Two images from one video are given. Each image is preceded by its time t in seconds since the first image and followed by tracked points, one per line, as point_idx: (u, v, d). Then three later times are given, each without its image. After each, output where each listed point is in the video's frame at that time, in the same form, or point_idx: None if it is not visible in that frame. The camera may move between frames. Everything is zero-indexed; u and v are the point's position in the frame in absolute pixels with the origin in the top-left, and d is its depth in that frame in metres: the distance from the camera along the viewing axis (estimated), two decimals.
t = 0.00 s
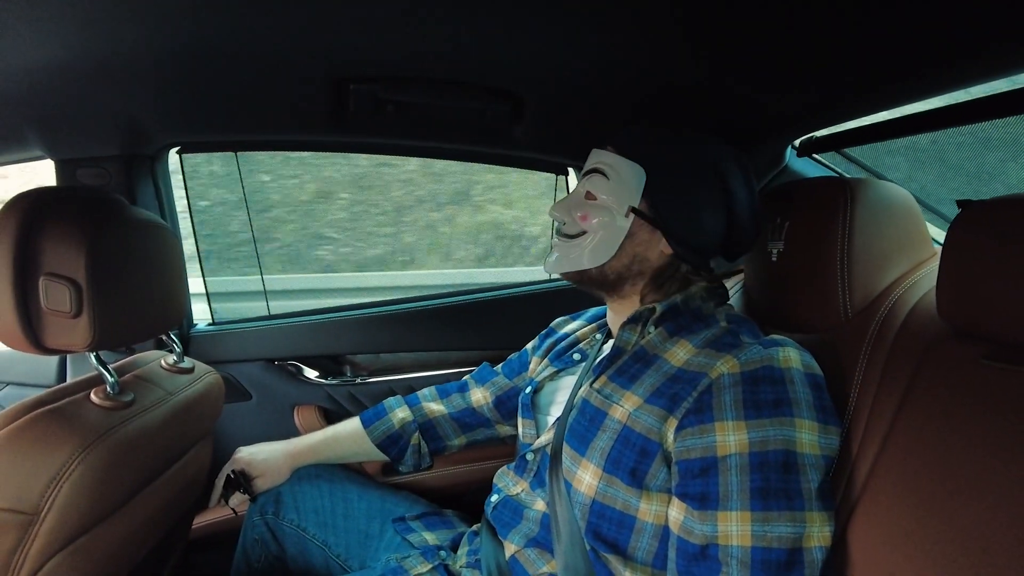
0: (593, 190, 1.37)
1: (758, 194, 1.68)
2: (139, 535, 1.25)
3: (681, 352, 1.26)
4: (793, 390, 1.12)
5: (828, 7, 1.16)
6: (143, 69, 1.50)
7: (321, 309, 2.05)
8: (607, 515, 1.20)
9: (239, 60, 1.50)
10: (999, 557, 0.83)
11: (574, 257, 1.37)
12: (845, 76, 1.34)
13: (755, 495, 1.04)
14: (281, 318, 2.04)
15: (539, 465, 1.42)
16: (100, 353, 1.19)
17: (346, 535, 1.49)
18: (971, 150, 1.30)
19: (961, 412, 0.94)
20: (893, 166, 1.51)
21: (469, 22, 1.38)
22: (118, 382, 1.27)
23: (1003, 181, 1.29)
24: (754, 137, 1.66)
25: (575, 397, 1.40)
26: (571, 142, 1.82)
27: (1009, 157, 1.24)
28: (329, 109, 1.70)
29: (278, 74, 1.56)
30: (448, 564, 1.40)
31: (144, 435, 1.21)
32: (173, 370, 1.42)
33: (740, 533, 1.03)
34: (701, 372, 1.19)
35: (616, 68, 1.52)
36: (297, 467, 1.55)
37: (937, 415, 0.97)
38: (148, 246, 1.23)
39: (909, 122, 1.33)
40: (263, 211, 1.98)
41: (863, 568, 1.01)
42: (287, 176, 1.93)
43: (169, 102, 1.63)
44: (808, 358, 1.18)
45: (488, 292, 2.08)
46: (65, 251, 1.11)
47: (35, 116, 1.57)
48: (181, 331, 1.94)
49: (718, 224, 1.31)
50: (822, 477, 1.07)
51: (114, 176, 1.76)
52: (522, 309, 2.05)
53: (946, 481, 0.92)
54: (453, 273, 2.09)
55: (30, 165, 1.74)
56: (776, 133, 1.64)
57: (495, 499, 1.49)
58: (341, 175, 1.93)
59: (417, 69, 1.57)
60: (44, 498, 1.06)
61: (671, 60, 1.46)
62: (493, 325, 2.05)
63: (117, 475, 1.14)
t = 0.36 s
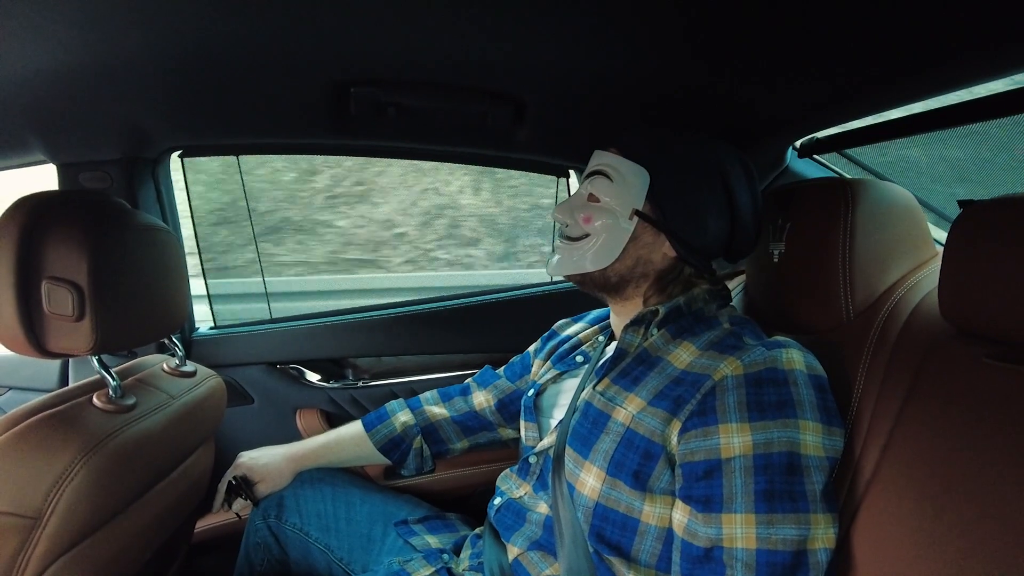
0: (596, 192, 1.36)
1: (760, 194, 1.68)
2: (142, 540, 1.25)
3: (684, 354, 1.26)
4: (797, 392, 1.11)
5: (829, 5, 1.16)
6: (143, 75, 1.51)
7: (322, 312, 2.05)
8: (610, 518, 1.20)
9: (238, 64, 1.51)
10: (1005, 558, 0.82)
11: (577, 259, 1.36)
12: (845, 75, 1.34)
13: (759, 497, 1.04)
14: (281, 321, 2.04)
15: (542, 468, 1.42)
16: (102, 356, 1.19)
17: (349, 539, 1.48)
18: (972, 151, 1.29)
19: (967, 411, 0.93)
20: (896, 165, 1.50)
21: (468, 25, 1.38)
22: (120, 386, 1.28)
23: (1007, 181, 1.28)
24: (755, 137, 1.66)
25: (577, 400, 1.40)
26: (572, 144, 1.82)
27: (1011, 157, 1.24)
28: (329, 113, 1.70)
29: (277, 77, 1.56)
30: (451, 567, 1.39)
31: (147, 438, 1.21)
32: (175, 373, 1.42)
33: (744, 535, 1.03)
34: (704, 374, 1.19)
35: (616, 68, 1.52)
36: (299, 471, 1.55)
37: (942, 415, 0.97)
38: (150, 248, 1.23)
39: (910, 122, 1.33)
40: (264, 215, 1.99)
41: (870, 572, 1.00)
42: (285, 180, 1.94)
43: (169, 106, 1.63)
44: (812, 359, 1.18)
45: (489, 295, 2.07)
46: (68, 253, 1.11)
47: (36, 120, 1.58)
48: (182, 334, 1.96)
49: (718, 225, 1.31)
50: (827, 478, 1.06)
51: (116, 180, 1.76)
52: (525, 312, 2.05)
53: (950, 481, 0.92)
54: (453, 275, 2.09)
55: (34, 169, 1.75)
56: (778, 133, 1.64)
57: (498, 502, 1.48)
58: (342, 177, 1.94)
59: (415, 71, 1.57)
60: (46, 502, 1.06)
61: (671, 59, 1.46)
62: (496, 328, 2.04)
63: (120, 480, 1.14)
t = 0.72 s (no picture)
0: (603, 200, 1.33)
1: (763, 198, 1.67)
2: (143, 546, 1.24)
3: (688, 358, 1.25)
4: (802, 396, 1.10)
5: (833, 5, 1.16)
6: (144, 79, 1.51)
7: (322, 317, 2.05)
8: (614, 524, 1.19)
9: (239, 68, 1.50)
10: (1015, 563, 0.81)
11: (589, 269, 1.32)
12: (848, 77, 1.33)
13: (765, 502, 1.03)
14: (282, 325, 2.04)
15: (545, 474, 1.41)
16: (102, 360, 1.19)
17: (352, 545, 1.46)
18: (977, 153, 1.29)
19: (976, 414, 0.92)
20: (901, 168, 1.49)
21: (470, 27, 1.38)
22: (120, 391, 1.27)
23: (1014, 182, 1.28)
24: (758, 140, 1.65)
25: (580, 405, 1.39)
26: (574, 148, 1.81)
27: (1017, 159, 1.23)
28: (331, 117, 1.69)
29: (277, 81, 1.56)
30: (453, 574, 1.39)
31: (147, 444, 1.20)
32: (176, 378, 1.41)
33: (750, 541, 1.02)
34: (709, 379, 1.18)
35: (619, 71, 1.51)
36: (301, 477, 1.53)
37: (951, 420, 0.95)
38: (152, 253, 1.22)
39: (915, 124, 1.32)
40: (264, 219, 1.98)
41: None
42: (285, 185, 1.92)
43: (170, 110, 1.63)
44: (817, 363, 1.17)
45: (490, 299, 2.06)
46: (69, 256, 1.10)
47: (37, 124, 1.58)
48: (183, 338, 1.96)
49: (720, 229, 1.31)
50: (833, 483, 1.05)
51: (117, 184, 1.75)
52: (527, 317, 2.04)
53: (959, 485, 0.90)
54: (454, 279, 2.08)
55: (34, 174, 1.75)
56: (781, 136, 1.63)
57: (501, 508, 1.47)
58: (343, 181, 1.92)
59: (416, 75, 1.57)
60: (45, 508, 1.05)
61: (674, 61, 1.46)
62: (499, 332, 2.03)
63: (121, 485, 1.13)
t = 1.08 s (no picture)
0: (618, 207, 1.32)
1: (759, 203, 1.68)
2: (141, 551, 1.24)
3: (686, 364, 1.25)
4: (800, 401, 1.10)
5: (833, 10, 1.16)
6: (145, 84, 1.51)
7: (321, 322, 2.05)
8: (612, 530, 1.19)
9: (239, 72, 1.51)
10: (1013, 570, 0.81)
11: (606, 277, 1.30)
12: (845, 84, 1.34)
13: (762, 509, 1.03)
14: (281, 331, 2.04)
15: (543, 479, 1.41)
16: (101, 365, 1.19)
17: (349, 551, 1.45)
18: (975, 159, 1.29)
19: (971, 422, 0.92)
20: (897, 173, 1.50)
21: (470, 33, 1.38)
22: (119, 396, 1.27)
23: (1010, 188, 1.28)
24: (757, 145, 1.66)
25: (579, 411, 1.39)
26: (573, 153, 1.81)
27: (1014, 164, 1.23)
28: (331, 122, 1.70)
29: (278, 86, 1.57)
30: None
31: (146, 449, 1.21)
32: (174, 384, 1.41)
33: (748, 547, 1.02)
34: (706, 385, 1.18)
35: (618, 75, 1.52)
36: (298, 482, 1.53)
37: (946, 425, 0.96)
38: (150, 259, 1.23)
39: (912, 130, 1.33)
40: (263, 225, 1.99)
41: None
42: (284, 190, 1.93)
43: (170, 115, 1.63)
44: (814, 369, 1.17)
45: (489, 304, 2.07)
46: (67, 263, 1.11)
47: (36, 128, 1.58)
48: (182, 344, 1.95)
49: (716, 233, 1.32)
50: (830, 489, 1.05)
51: (117, 189, 1.76)
52: (526, 322, 2.04)
53: (955, 492, 0.91)
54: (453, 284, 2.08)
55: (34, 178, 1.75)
56: (780, 140, 1.63)
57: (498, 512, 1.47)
58: (342, 187, 1.93)
59: (416, 80, 1.58)
60: (43, 513, 1.05)
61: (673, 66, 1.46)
62: (497, 337, 2.03)
63: (119, 491, 1.13)
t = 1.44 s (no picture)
0: (626, 206, 1.32)
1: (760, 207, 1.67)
2: (138, 558, 1.23)
3: (687, 368, 1.24)
4: (801, 405, 1.10)
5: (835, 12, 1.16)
6: (143, 87, 1.51)
7: (320, 326, 2.04)
8: (613, 535, 1.18)
9: (237, 76, 1.51)
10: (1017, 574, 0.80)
11: (612, 275, 1.30)
12: (844, 87, 1.34)
13: (764, 513, 1.02)
14: (279, 335, 2.03)
15: (543, 484, 1.40)
16: (98, 370, 1.18)
17: (348, 555, 1.43)
18: (977, 161, 1.29)
19: (973, 425, 0.92)
20: (897, 176, 1.50)
21: (471, 36, 1.38)
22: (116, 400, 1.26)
23: (1011, 190, 1.28)
24: (757, 149, 1.65)
25: (579, 415, 1.38)
26: (573, 156, 1.81)
27: (1016, 166, 1.23)
28: (331, 125, 1.69)
29: (277, 90, 1.56)
30: None
31: (143, 453, 1.20)
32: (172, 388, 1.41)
33: (750, 552, 1.01)
34: (707, 388, 1.17)
35: (618, 78, 1.52)
36: (296, 486, 1.52)
37: (948, 429, 0.95)
38: (148, 262, 1.22)
39: (911, 133, 1.33)
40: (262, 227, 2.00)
41: None
42: (281, 194, 1.94)
43: (168, 119, 1.63)
44: (816, 372, 1.16)
45: (488, 308, 2.06)
46: (64, 267, 1.10)
47: (34, 132, 1.58)
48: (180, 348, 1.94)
49: (717, 235, 1.32)
50: (832, 493, 1.05)
51: (115, 193, 1.75)
52: (525, 326, 2.04)
53: (957, 496, 0.90)
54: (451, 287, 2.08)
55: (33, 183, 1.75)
56: (781, 144, 1.63)
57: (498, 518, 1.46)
58: (341, 190, 1.94)
59: (415, 84, 1.58)
60: (39, 518, 1.04)
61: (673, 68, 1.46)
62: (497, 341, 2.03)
63: (115, 496, 1.12)
